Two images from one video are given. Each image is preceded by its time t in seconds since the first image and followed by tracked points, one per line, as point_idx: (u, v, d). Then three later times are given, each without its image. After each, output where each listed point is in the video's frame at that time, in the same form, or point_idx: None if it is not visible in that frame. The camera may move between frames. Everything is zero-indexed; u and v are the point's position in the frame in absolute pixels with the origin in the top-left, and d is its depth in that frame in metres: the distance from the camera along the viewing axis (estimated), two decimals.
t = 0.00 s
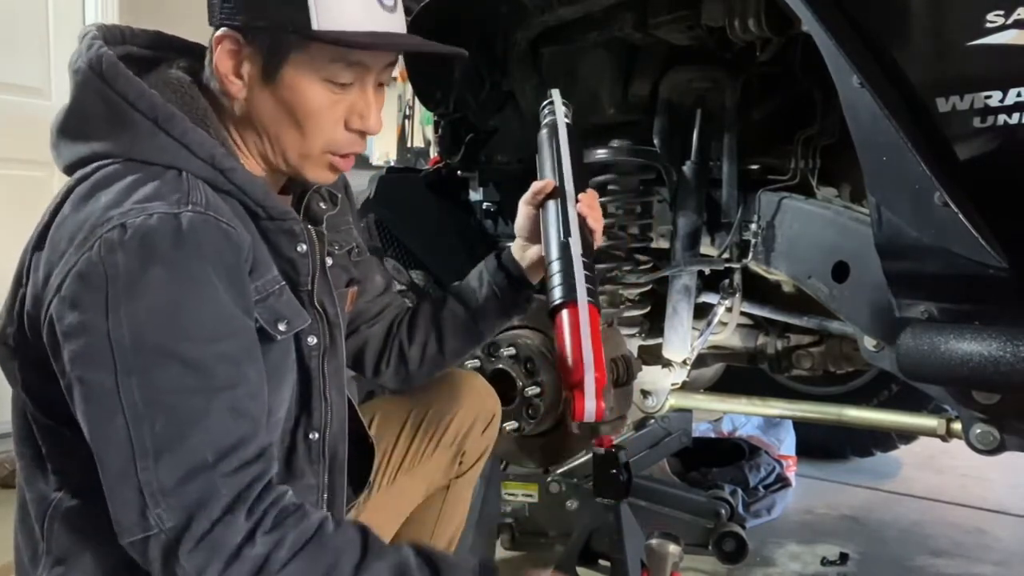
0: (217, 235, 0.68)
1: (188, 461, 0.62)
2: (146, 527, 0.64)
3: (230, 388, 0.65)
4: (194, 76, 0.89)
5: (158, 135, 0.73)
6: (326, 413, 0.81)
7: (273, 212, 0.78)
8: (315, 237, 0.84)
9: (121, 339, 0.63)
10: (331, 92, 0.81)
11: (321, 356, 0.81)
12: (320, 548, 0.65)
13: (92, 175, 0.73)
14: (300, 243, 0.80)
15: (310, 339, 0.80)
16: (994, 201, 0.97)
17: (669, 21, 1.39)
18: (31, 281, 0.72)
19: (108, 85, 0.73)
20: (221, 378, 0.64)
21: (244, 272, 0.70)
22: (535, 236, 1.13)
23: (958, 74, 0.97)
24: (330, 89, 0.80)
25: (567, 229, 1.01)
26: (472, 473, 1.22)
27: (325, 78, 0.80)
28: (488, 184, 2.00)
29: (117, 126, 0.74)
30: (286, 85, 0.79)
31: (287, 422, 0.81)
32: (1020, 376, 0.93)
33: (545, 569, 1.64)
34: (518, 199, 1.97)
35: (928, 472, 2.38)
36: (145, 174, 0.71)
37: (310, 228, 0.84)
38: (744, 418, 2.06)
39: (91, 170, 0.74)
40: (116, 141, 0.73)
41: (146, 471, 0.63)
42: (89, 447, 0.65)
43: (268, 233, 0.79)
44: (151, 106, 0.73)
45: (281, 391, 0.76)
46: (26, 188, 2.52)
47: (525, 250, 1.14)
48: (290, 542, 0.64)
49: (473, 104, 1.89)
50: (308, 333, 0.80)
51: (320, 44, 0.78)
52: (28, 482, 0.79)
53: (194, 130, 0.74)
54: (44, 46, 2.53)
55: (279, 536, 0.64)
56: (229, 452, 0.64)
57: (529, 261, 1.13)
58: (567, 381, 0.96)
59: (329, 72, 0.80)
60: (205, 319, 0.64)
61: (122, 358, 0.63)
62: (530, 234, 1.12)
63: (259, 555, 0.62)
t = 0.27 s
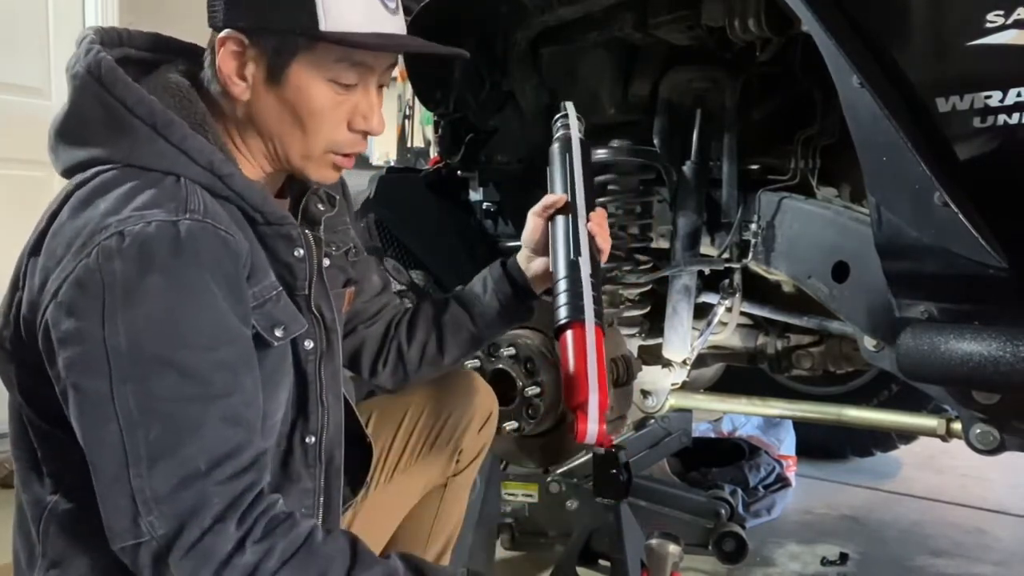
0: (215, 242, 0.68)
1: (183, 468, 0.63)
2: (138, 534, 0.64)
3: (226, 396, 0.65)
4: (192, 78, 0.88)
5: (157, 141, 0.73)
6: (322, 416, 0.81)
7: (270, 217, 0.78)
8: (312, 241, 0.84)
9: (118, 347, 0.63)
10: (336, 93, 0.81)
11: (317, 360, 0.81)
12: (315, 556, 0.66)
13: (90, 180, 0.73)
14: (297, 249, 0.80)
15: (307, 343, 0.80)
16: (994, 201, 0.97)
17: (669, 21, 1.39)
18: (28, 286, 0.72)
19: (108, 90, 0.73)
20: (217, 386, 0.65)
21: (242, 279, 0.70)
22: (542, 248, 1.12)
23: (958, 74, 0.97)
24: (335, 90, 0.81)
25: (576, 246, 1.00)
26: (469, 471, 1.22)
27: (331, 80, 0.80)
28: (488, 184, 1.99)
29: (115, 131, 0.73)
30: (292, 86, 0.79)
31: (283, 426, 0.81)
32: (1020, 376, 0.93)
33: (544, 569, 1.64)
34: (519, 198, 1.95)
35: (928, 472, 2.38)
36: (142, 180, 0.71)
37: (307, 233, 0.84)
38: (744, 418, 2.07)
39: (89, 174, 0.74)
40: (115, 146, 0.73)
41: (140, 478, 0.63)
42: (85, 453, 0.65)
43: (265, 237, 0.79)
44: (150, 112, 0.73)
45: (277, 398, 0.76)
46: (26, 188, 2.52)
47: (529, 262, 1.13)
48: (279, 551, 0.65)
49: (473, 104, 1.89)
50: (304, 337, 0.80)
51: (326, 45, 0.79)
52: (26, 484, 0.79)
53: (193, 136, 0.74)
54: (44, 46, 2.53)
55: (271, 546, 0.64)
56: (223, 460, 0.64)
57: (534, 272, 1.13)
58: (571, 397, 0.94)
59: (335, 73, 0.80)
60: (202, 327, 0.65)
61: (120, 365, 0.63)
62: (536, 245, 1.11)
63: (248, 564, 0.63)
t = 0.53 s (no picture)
0: (227, 243, 0.68)
1: (196, 468, 0.63)
2: (152, 534, 0.64)
3: (238, 396, 0.65)
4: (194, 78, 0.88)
5: (166, 141, 0.72)
6: (328, 414, 0.81)
7: (277, 217, 0.78)
8: (317, 242, 0.84)
9: (132, 348, 0.63)
10: (366, 97, 0.83)
11: (322, 359, 0.81)
12: (325, 555, 0.66)
13: (99, 180, 0.73)
14: (303, 249, 0.80)
15: (312, 343, 0.80)
16: (994, 201, 0.97)
17: (669, 21, 1.39)
18: (37, 284, 0.72)
19: (116, 90, 0.73)
20: (229, 386, 0.65)
21: (253, 280, 0.70)
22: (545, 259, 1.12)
23: (957, 74, 0.97)
24: (365, 94, 0.83)
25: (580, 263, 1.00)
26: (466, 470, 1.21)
27: (363, 85, 0.82)
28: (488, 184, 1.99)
29: (123, 132, 0.73)
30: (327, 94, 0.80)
31: (288, 425, 0.81)
32: (1020, 376, 0.93)
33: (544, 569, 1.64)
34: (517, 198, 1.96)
35: (928, 472, 2.38)
36: (151, 181, 0.71)
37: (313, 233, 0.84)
38: (744, 418, 2.06)
39: (98, 174, 0.74)
40: (124, 146, 0.73)
41: (155, 478, 0.63)
42: (98, 453, 0.65)
43: (271, 237, 0.79)
44: (160, 113, 0.72)
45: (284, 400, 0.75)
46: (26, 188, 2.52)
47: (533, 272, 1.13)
48: (293, 549, 0.65)
49: (473, 104, 1.90)
50: (309, 337, 0.80)
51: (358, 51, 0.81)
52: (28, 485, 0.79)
53: (203, 136, 0.74)
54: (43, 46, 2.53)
55: (286, 543, 0.65)
56: (236, 459, 0.64)
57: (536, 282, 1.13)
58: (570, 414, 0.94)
59: (365, 79, 0.82)
60: (215, 327, 0.65)
61: (133, 366, 0.63)
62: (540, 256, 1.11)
63: (263, 563, 0.63)
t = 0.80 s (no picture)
0: (246, 238, 0.69)
1: (218, 459, 0.63)
2: (175, 525, 0.64)
3: (258, 388, 0.66)
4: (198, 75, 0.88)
5: (181, 136, 0.73)
6: (336, 411, 0.81)
7: (288, 213, 0.78)
8: (327, 238, 0.84)
9: (153, 340, 0.63)
10: (376, 96, 0.83)
11: (331, 355, 0.80)
12: (345, 538, 0.67)
13: (114, 175, 0.73)
14: (313, 244, 0.79)
15: (322, 339, 0.79)
16: (994, 201, 0.98)
17: (669, 21, 1.39)
18: (52, 277, 0.72)
19: (129, 85, 0.72)
20: (249, 378, 0.65)
21: (270, 274, 0.71)
22: (557, 272, 1.11)
23: (957, 74, 0.97)
24: (375, 93, 0.83)
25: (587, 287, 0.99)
26: (469, 469, 1.21)
27: (373, 85, 0.82)
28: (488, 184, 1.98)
29: (136, 127, 0.73)
30: (339, 94, 0.80)
31: (298, 419, 0.81)
32: (1019, 376, 0.93)
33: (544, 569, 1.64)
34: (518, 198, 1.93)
35: (927, 472, 2.38)
36: (165, 176, 0.71)
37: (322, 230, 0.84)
38: (744, 417, 2.03)
39: (113, 169, 0.74)
40: (137, 140, 0.73)
41: (178, 468, 0.64)
42: (117, 445, 0.65)
43: (282, 233, 0.79)
44: (174, 109, 0.72)
45: (297, 393, 0.76)
46: (27, 188, 2.52)
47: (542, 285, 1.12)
48: (319, 532, 0.66)
49: (473, 104, 1.90)
50: (320, 333, 0.79)
51: (370, 52, 0.81)
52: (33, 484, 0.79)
53: (218, 132, 0.74)
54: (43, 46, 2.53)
55: (311, 527, 0.66)
56: (256, 449, 0.65)
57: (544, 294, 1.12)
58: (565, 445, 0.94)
59: (375, 78, 0.82)
60: (235, 320, 0.65)
61: (154, 358, 0.63)
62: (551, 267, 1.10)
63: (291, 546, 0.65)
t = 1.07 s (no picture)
0: (249, 244, 0.69)
1: (221, 464, 0.63)
2: (185, 531, 0.64)
3: (261, 394, 0.66)
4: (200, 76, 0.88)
5: (184, 141, 0.73)
6: (337, 414, 0.81)
7: (290, 217, 0.78)
8: (329, 242, 0.84)
9: (157, 347, 0.63)
10: (383, 98, 0.83)
11: (333, 359, 0.80)
12: (348, 538, 0.67)
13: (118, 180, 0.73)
14: (316, 249, 0.79)
15: (325, 343, 0.79)
16: (994, 201, 0.98)
17: (669, 21, 1.39)
18: (55, 283, 0.72)
19: (134, 89, 0.73)
20: (253, 384, 0.65)
21: (273, 284, 0.71)
22: (555, 298, 1.12)
23: (957, 74, 0.97)
24: (381, 96, 0.83)
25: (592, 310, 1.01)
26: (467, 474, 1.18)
27: (381, 87, 0.82)
28: (488, 184, 1.98)
29: (139, 133, 0.73)
30: (346, 93, 0.80)
31: (298, 425, 0.81)
32: (1019, 376, 0.92)
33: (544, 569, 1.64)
34: (518, 198, 1.92)
35: (927, 472, 2.38)
36: (168, 183, 0.71)
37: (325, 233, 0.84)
38: (744, 417, 2.02)
39: (116, 175, 0.73)
40: (141, 145, 0.73)
41: (183, 476, 0.63)
42: (120, 454, 0.65)
43: (285, 237, 0.79)
44: (178, 112, 0.72)
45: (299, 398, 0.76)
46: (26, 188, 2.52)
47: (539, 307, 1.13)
48: (315, 515, 0.67)
49: (473, 104, 1.90)
50: (321, 337, 0.79)
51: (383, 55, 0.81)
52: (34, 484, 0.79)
53: (221, 138, 0.74)
54: (43, 46, 2.53)
55: (307, 501, 0.67)
56: (259, 450, 0.65)
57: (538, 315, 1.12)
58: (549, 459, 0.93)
59: (383, 81, 0.82)
60: (240, 326, 0.65)
61: (158, 366, 0.63)
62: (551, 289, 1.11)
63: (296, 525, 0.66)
